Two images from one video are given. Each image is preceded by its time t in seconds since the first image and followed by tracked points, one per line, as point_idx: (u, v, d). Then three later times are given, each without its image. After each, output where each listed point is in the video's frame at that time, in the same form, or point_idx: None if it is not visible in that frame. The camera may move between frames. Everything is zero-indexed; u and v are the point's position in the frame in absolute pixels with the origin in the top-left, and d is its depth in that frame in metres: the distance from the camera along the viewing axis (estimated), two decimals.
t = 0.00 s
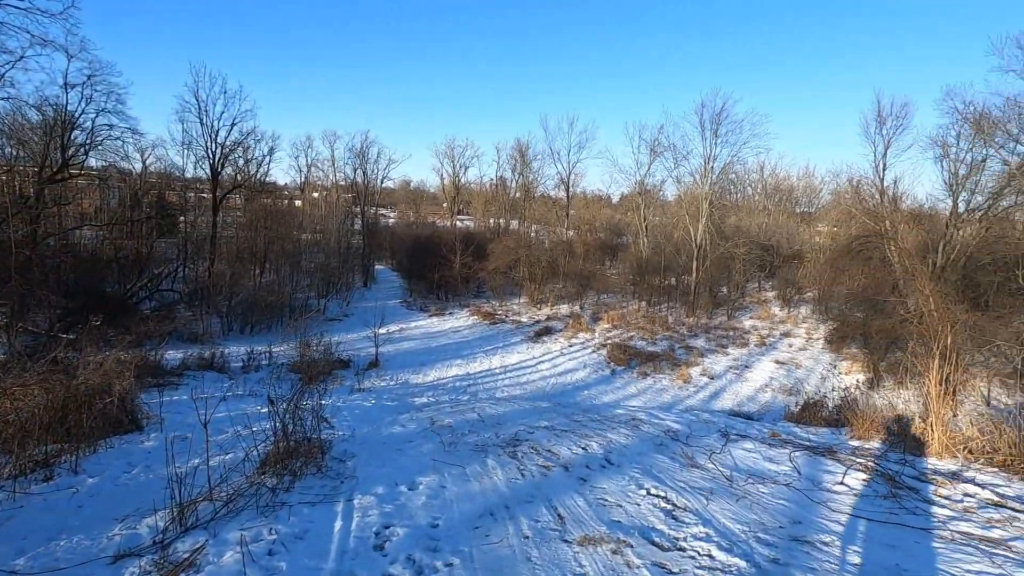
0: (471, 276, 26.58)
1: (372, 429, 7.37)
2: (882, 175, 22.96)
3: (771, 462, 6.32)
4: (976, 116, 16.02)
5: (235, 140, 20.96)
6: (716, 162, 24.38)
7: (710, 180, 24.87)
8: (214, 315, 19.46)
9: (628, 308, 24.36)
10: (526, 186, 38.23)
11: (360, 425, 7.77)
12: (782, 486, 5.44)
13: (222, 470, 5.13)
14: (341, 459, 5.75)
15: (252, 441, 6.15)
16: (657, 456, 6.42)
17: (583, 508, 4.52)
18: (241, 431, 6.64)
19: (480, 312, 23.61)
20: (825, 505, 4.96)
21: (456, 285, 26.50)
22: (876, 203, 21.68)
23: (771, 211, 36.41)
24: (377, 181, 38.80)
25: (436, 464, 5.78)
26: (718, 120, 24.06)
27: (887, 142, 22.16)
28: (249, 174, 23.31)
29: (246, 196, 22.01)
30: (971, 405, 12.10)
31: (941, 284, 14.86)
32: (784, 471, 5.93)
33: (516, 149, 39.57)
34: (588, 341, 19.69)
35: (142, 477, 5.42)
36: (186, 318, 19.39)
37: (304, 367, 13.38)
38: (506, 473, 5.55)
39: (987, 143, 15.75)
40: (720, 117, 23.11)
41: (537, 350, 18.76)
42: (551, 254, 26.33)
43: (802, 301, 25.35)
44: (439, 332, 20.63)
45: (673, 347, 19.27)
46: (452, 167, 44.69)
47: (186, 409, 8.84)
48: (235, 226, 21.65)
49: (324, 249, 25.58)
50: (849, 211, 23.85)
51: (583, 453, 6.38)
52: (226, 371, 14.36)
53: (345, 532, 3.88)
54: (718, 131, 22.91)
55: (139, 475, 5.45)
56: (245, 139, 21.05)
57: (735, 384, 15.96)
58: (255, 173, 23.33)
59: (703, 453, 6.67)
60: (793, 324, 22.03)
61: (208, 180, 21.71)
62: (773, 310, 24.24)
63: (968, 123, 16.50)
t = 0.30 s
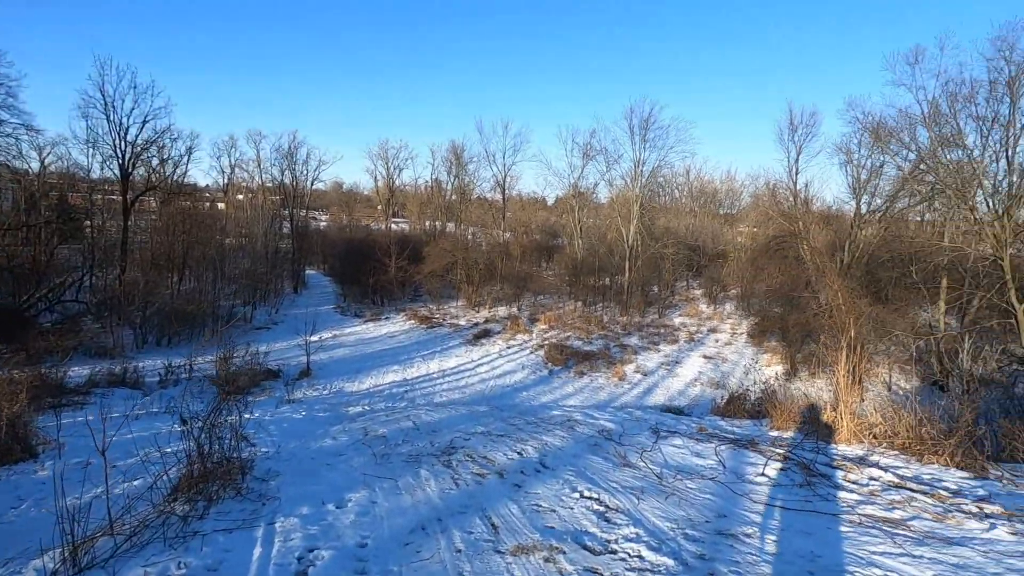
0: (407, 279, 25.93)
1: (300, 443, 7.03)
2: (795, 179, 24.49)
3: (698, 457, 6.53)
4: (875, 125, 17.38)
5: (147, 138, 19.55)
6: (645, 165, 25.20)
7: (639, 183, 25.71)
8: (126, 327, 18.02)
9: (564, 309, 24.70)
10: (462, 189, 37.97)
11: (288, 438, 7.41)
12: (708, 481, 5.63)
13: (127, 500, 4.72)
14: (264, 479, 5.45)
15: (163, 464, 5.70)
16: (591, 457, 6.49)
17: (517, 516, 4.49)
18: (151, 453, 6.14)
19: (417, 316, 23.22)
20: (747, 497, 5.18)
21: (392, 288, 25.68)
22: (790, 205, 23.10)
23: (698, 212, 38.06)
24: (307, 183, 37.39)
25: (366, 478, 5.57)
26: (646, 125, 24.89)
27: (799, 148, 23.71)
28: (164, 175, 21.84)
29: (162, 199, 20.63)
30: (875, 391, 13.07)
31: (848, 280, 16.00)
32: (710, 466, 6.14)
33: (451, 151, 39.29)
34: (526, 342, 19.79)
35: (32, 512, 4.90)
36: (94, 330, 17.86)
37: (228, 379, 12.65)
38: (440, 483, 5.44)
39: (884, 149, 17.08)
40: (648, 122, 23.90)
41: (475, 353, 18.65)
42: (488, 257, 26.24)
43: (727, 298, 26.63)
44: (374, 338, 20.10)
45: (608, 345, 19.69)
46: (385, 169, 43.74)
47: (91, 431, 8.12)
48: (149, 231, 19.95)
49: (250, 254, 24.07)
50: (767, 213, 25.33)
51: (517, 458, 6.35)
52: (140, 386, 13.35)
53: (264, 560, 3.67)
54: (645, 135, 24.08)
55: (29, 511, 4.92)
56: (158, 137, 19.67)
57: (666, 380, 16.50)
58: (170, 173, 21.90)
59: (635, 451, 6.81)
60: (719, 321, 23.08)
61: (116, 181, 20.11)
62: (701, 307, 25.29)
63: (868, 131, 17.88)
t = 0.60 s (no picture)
0: (333, 289, 24.82)
1: (210, 467, 6.55)
2: (709, 188, 25.91)
3: (622, 459, 6.70)
4: (778, 139, 18.73)
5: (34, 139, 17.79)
6: (571, 174, 25.81)
7: (566, 191, 26.31)
8: (10, 347, 16.18)
9: (495, 316, 24.75)
10: (389, 196, 37.23)
11: (197, 461, 6.92)
12: (630, 482, 5.79)
13: None
14: (167, 510, 5.04)
15: (46, 501, 5.14)
16: (519, 465, 6.50)
17: (442, 530, 4.42)
18: (32, 489, 5.51)
19: (343, 327, 22.47)
20: (667, 496, 5.36)
21: (316, 299, 24.56)
22: (705, 214, 24.40)
23: (622, 220, 39.40)
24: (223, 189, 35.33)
25: (283, 502, 5.29)
26: (571, 135, 25.53)
27: (712, 159, 25.15)
28: (55, 179, 19.93)
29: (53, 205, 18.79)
30: (783, 386, 14.00)
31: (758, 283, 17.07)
32: (633, 467, 6.31)
33: (377, 158, 38.49)
34: (457, 351, 19.61)
35: None
36: None
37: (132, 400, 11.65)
38: (363, 501, 5.26)
39: (787, 162, 18.39)
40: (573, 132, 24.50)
41: (404, 363, 18.26)
42: (417, 265, 25.73)
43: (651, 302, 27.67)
44: (297, 350, 19.23)
45: (538, 351, 19.88)
46: (308, 175, 42.13)
47: None
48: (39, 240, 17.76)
49: (158, 263, 22.02)
50: (685, 221, 26.65)
51: (445, 470, 6.26)
52: (28, 412, 12.04)
53: None
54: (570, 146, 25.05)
55: None
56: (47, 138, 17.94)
57: (595, 383, 16.87)
58: (63, 178, 20.01)
59: (562, 456, 6.89)
60: (644, 324, 23.93)
61: None
62: (626, 311, 26.11)
63: (772, 145, 19.23)
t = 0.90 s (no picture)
0: (267, 300, 23.72)
1: (130, 495, 6.13)
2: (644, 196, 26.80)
3: (564, 462, 6.79)
4: (707, 149, 19.64)
5: None
6: (511, 182, 26.05)
7: (507, 199, 26.49)
8: None
9: (438, 324, 24.52)
10: (326, 204, 36.17)
11: (115, 489, 6.45)
12: (572, 485, 5.87)
13: None
14: (79, 544, 4.67)
15: None
16: (461, 474, 6.46)
17: (382, 545, 4.35)
18: None
19: (279, 340, 21.62)
20: (606, 497, 5.47)
21: (249, 311, 23.42)
22: (642, 220, 25.19)
23: (563, 227, 40.03)
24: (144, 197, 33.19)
25: (211, 526, 5.02)
26: (511, 143, 25.79)
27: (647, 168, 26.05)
28: None
29: None
30: (717, 384, 14.60)
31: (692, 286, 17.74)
32: (574, 470, 6.40)
33: (313, 164, 37.41)
34: (399, 361, 19.28)
35: None
36: None
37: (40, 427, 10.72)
38: (299, 521, 5.08)
39: (715, 170, 19.29)
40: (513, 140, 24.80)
41: (344, 375, 17.76)
42: (357, 274, 25.04)
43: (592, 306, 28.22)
44: (228, 366, 18.32)
45: (482, 358, 19.85)
46: (239, 182, 40.35)
47: None
48: None
49: (69, 277, 20.22)
50: (623, 227, 27.46)
51: (385, 483, 6.13)
52: None
53: None
54: (510, 154, 25.33)
55: None
56: None
57: (539, 389, 17.01)
58: None
59: (505, 463, 6.90)
60: (585, 328, 24.37)
61: None
62: (568, 316, 26.51)
63: (702, 154, 20.14)
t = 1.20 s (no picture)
0: (212, 311, 22.81)
1: (62, 522, 5.76)
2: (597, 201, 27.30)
3: (521, 467, 6.81)
4: (656, 156, 20.20)
5: None
6: (466, 188, 26.06)
7: (462, 205, 26.45)
8: None
9: (394, 332, 24.18)
10: (275, 211, 35.15)
11: (46, 516, 6.05)
12: (529, 489, 5.89)
13: None
14: None
15: None
16: (418, 483, 6.39)
17: (336, 561, 4.26)
18: None
19: (227, 352, 20.82)
20: (563, 499, 5.53)
21: (194, 323, 22.48)
22: (595, 225, 25.65)
23: (518, 232, 40.27)
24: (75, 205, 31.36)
25: (152, 551, 4.79)
26: (465, 150, 25.82)
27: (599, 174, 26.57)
28: None
29: None
30: (670, 384, 14.95)
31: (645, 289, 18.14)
32: (531, 475, 6.42)
33: (261, 170, 36.33)
34: (354, 370, 18.89)
35: None
36: None
37: None
38: (247, 540, 4.91)
39: (665, 176, 19.85)
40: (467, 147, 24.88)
41: (296, 387, 17.25)
42: (308, 282, 24.39)
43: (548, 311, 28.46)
44: (172, 382, 17.49)
45: (439, 365, 19.69)
46: (181, 189, 38.70)
47: None
48: None
49: None
50: (577, 232, 27.88)
51: (339, 497, 5.99)
52: None
53: None
54: (464, 161, 25.34)
55: None
56: None
57: (497, 395, 16.99)
58: None
59: (462, 470, 6.86)
60: (542, 333, 24.56)
61: None
62: (525, 321, 26.64)
63: (652, 161, 20.70)
